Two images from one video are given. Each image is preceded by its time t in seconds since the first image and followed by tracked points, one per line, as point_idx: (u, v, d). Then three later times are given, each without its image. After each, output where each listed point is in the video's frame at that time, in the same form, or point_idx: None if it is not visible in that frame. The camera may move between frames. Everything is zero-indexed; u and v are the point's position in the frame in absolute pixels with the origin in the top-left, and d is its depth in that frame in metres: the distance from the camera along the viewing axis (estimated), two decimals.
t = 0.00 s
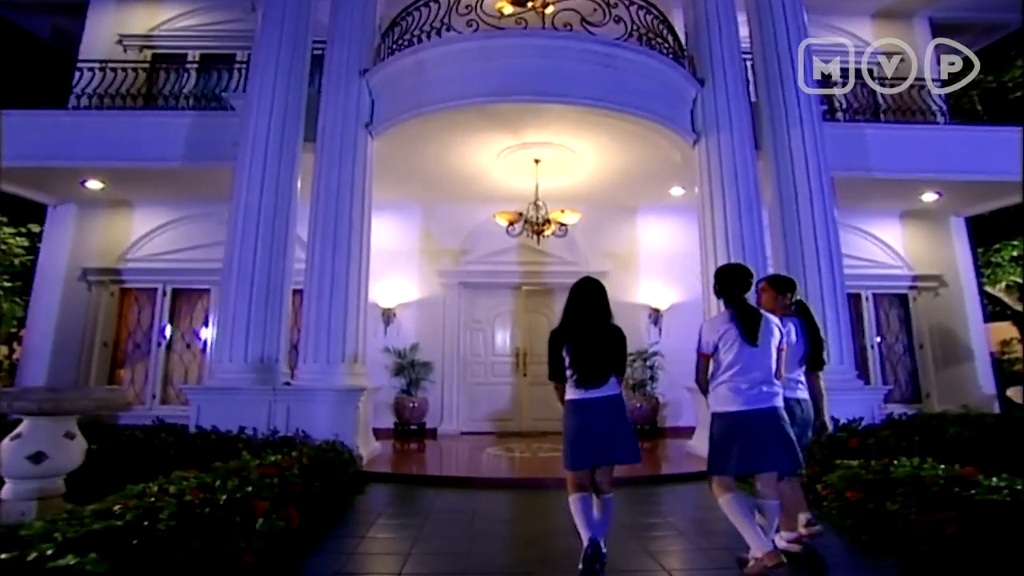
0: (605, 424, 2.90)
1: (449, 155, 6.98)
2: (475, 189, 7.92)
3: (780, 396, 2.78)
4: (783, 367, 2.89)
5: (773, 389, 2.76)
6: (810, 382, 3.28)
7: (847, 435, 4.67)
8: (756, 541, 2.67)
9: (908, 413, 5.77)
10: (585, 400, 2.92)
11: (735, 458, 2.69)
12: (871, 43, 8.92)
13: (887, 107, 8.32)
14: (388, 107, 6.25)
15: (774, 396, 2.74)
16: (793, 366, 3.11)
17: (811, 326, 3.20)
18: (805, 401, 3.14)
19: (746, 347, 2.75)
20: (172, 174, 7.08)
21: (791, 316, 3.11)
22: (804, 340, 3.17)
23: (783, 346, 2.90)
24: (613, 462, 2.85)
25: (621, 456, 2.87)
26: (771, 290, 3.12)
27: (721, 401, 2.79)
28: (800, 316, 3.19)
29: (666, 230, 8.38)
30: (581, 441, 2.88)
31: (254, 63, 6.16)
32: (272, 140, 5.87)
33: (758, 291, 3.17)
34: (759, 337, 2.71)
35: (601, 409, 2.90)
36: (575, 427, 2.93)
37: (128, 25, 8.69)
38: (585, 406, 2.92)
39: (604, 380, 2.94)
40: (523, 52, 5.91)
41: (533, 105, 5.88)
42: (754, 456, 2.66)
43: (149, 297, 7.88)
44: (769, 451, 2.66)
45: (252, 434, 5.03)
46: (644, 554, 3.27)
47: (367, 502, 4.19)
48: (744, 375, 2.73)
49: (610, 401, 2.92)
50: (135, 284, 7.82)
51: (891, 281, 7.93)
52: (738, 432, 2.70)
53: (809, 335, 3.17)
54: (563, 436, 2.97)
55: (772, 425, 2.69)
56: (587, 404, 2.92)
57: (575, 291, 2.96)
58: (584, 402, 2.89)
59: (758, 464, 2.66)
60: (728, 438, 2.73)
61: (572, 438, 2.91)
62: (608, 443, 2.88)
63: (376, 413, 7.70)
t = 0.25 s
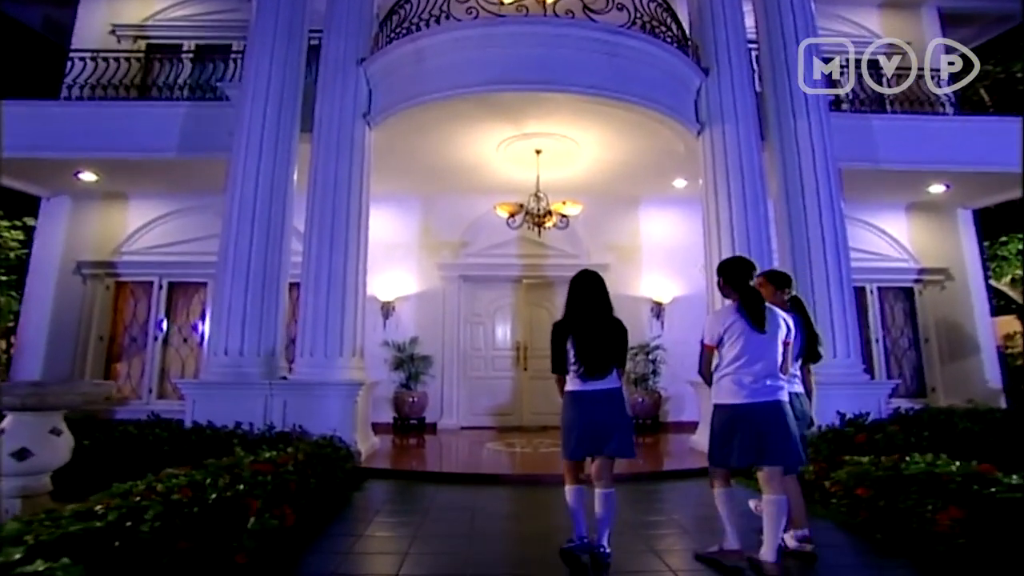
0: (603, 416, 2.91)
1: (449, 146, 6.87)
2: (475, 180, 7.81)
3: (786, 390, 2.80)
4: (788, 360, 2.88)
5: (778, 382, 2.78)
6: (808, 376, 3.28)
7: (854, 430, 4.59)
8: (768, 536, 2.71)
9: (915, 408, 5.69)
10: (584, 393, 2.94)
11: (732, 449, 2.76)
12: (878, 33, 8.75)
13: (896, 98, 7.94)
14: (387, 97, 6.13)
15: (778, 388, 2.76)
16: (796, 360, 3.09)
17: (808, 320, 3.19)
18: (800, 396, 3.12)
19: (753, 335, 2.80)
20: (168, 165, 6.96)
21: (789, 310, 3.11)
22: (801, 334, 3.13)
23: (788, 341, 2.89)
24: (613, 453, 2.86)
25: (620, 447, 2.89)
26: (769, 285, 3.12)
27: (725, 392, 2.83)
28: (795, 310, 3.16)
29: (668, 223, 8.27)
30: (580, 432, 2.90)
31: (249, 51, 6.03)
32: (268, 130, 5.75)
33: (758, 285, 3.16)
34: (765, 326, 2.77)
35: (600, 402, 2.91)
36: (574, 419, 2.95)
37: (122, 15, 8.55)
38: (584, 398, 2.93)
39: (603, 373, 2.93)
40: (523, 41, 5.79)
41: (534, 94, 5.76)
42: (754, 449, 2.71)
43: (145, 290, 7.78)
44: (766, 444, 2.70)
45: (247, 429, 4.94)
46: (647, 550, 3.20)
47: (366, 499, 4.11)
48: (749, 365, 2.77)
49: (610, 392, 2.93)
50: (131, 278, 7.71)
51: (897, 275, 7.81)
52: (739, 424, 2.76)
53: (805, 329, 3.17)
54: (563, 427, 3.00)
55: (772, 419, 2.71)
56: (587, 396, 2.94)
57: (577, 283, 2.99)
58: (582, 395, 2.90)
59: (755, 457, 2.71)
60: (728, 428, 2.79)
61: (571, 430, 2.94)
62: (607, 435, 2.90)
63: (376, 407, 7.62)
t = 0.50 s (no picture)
0: (598, 414, 2.87)
1: (448, 138, 6.75)
2: (475, 172, 7.68)
3: (783, 386, 2.73)
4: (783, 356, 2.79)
5: (774, 378, 2.71)
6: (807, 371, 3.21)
7: (862, 427, 4.49)
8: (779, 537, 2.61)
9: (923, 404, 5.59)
10: (580, 390, 2.91)
11: (735, 446, 2.68)
12: (885, 24, 8.60)
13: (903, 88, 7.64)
14: (385, 88, 6.00)
15: (776, 383, 2.69)
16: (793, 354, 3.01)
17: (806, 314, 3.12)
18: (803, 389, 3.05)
19: (748, 330, 2.71)
20: (162, 158, 6.83)
21: (787, 305, 3.02)
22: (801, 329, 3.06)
23: (786, 337, 2.81)
24: (610, 450, 2.80)
25: (618, 444, 2.83)
26: (765, 281, 3.02)
27: (722, 389, 2.76)
28: (794, 304, 3.08)
29: (670, 216, 8.15)
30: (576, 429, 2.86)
31: (244, 40, 5.90)
32: (263, 121, 5.63)
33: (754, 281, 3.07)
34: (760, 323, 2.69)
35: (596, 398, 2.89)
36: (571, 416, 2.92)
37: (116, 6, 8.40)
38: (580, 395, 2.90)
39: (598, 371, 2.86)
40: (524, 30, 5.66)
41: (535, 84, 5.64)
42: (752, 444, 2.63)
43: (141, 285, 7.66)
44: (768, 439, 2.61)
45: (243, 426, 4.85)
46: (649, 549, 3.11)
47: (364, 497, 4.00)
48: (744, 361, 2.71)
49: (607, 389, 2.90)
50: (127, 272, 7.59)
51: (903, 269, 7.70)
52: (738, 420, 2.69)
53: (805, 323, 3.09)
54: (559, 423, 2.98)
55: (772, 413, 2.65)
56: (582, 393, 2.91)
57: (574, 280, 2.93)
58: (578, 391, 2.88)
59: (757, 453, 2.62)
60: (727, 421, 2.72)
61: (568, 427, 2.91)
62: (605, 432, 2.85)
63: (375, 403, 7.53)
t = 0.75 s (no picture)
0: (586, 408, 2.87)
1: (447, 130, 6.64)
2: (475, 165, 7.57)
3: (766, 379, 2.71)
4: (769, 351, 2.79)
5: (758, 372, 2.69)
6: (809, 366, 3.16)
7: (870, 425, 4.39)
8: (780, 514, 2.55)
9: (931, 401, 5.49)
10: (569, 383, 2.90)
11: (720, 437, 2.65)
12: (892, 16, 8.45)
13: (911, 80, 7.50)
14: (382, 78, 5.88)
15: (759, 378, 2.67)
16: (791, 350, 2.96)
17: (808, 310, 3.08)
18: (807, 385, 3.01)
19: (732, 326, 2.71)
20: (157, 150, 6.71)
21: (786, 302, 2.98)
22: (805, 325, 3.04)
23: (769, 332, 2.81)
24: (599, 443, 2.81)
25: (608, 438, 2.83)
26: (765, 277, 2.99)
27: (706, 381, 2.75)
28: (793, 300, 3.03)
29: (673, 211, 8.04)
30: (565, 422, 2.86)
31: (239, 29, 5.77)
32: (259, 111, 5.51)
33: (755, 278, 3.04)
34: (743, 316, 2.68)
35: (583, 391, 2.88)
36: (560, 408, 2.91)
37: None
38: (569, 388, 2.90)
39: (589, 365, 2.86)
40: (525, 18, 5.54)
41: (536, 75, 5.52)
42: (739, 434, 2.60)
43: (136, 280, 7.54)
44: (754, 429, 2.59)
45: (237, 423, 4.75)
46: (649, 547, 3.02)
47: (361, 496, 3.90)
48: (726, 356, 2.70)
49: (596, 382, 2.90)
50: (122, 267, 7.48)
51: (909, 264, 7.59)
52: (724, 412, 2.65)
53: (806, 318, 3.05)
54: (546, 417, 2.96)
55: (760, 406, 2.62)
56: (571, 387, 2.90)
57: (566, 274, 2.90)
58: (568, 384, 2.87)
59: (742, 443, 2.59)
60: (717, 414, 2.67)
61: (557, 419, 2.90)
62: (594, 426, 2.85)
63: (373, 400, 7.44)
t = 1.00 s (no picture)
0: (578, 398, 2.96)
1: (446, 120, 6.51)
2: (474, 157, 7.45)
3: (753, 372, 2.75)
4: (765, 346, 2.87)
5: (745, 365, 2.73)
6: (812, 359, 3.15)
7: (879, 421, 4.29)
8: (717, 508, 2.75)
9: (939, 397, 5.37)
10: (562, 375, 2.98)
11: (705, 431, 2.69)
12: (901, 5, 8.27)
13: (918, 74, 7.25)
14: (380, 67, 5.74)
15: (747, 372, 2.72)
16: (793, 345, 2.97)
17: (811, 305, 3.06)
18: (811, 378, 3.01)
19: (718, 319, 2.75)
20: (150, 141, 6.56)
21: (785, 297, 2.97)
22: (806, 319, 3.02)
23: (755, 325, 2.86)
24: (590, 431, 2.91)
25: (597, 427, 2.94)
26: (764, 273, 2.94)
27: (695, 374, 2.76)
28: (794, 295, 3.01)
29: (675, 203, 7.92)
30: (557, 414, 2.92)
31: (233, 16, 5.62)
32: (253, 101, 5.38)
33: (755, 274, 2.98)
34: (729, 310, 2.74)
35: (574, 384, 2.99)
36: (551, 399, 2.98)
37: None
38: (561, 380, 2.97)
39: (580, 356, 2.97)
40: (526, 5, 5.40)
41: (537, 63, 5.39)
42: (727, 428, 2.67)
43: (131, 273, 7.42)
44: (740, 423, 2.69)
45: (232, 420, 4.65)
46: (652, 545, 2.94)
47: (359, 495, 3.79)
48: (713, 348, 2.72)
49: (586, 375, 2.99)
50: (116, 260, 7.36)
51: (916, 258, 7.47)
52: (712, 405, 2.68)
53: (807, 313, 3.04)
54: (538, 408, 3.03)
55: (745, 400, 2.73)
56: (564, 379, 2.98)
57: (561, 268, 2.97)
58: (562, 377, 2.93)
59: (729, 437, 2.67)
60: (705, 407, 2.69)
61: (548, 409, 2.96)
62: (584, 415, 2.96)
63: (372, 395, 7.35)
